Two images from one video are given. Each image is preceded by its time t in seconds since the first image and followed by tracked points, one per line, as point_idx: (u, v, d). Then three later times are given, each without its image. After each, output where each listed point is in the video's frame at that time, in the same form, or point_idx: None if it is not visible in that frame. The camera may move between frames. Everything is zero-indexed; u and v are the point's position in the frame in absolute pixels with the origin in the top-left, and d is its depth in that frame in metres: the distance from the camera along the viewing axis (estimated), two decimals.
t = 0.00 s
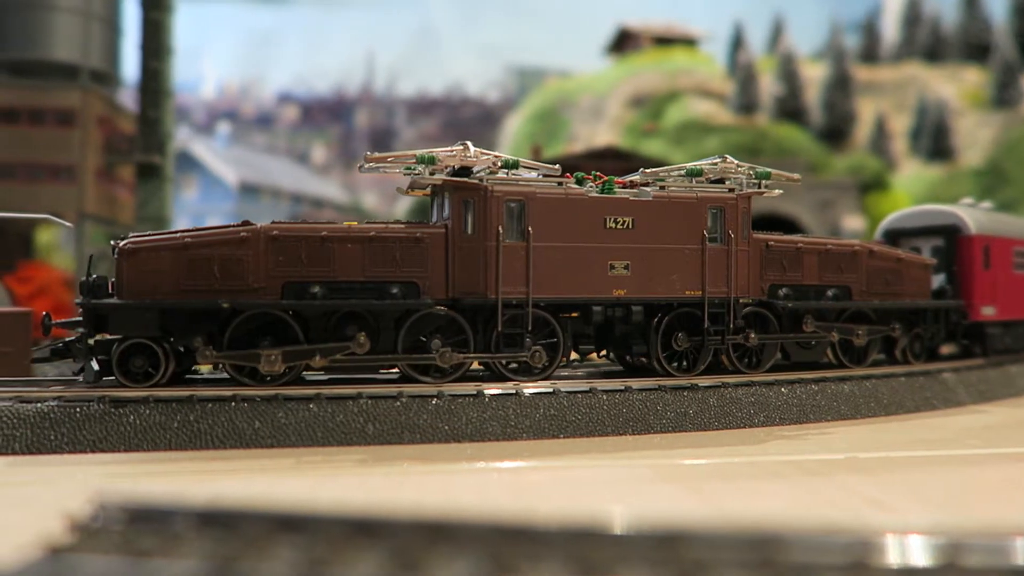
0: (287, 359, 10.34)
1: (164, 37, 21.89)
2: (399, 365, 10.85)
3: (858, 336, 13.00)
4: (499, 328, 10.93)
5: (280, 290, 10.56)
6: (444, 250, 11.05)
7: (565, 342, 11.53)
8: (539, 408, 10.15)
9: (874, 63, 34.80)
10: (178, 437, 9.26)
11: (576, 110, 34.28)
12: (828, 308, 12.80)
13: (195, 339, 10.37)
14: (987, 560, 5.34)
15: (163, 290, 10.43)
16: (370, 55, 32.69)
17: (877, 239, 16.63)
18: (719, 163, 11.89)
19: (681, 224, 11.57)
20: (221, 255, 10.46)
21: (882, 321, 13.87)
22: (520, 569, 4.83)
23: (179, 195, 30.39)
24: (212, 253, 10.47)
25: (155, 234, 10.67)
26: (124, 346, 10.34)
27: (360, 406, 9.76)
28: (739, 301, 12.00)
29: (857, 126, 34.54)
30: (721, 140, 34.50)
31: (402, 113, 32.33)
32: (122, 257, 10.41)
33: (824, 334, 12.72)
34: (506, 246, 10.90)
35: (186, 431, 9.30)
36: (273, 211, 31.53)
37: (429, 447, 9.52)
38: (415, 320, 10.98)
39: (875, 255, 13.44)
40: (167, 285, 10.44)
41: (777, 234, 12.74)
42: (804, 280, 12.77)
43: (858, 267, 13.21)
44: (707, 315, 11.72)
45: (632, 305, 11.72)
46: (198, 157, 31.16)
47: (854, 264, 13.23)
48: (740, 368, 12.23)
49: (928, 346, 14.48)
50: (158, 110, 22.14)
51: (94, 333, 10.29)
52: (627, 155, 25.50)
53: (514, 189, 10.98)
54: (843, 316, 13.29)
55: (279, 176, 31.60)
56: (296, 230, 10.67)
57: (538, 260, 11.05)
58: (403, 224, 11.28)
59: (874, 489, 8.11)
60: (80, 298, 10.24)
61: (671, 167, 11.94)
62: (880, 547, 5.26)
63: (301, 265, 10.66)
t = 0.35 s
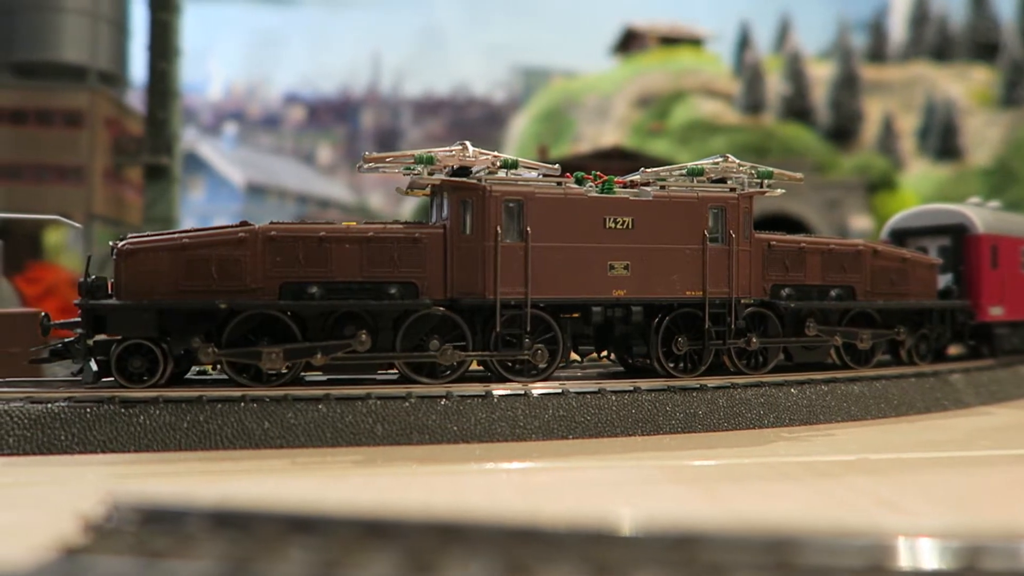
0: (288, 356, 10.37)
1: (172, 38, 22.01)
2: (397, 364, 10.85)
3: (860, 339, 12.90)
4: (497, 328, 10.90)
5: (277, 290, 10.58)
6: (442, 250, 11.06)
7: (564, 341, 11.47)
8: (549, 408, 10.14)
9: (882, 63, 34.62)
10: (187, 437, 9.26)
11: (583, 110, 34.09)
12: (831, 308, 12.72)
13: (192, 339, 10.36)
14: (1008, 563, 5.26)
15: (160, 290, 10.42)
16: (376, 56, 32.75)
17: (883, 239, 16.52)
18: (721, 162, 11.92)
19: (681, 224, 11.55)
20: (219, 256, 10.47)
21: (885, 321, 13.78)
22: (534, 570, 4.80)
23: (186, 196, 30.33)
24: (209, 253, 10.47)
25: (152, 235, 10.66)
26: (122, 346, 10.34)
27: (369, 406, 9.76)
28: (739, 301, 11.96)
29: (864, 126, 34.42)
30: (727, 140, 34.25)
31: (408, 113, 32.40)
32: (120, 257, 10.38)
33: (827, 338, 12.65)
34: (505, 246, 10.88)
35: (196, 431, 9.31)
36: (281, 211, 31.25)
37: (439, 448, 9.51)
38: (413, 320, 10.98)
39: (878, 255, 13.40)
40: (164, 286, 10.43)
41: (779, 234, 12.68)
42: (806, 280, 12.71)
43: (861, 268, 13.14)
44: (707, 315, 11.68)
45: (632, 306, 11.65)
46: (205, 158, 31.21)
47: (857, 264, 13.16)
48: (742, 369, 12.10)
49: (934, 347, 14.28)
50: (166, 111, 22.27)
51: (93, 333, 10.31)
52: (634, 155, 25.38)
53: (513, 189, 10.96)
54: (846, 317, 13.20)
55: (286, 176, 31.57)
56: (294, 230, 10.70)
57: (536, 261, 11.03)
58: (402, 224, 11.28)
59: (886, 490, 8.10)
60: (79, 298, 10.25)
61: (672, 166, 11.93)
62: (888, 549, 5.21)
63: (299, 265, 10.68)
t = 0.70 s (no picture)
0: (301, 353, 10.41)
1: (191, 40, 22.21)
2: (407, 362, 10.83)
3: (877, 343, 12.74)
4: (508, 327, 10.89)
5: (288, 290, 10.60)
6: (452, 249, 11.02)
7: (575, 342, 11.36)
8: (572, 408, 10.13)
9: (899, 60, 34.72)
10: (214, 437, 9.32)
11: (597, 110, 34.24)
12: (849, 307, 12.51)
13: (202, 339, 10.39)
14: None
15: (173, 291, 10.46)
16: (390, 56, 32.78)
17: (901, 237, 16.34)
18: (734, 160, 11.75)
19: (693, 223, 11.48)
20: (230, 256, 10.49)
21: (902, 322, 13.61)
22: (576, 570, 4.77)
23: (203, 197, 30.77)
24: (220, 253, 10.49)
25: (164, 236, 10.69)
26: (135, 346, 10.41)
27: (394, 406, 9.80)
28: (752, 301, 11.87)
29: (882, 124, 34.16)
30: (743, 139, 33.93)
31: (422, 113, 32.31)
32: (132, 258, 10.41)
33: (842, 343, 12.49)
34: (514, 246, 10.88)
35: (222, 430, 9.37)
36: (296, 212, 31.24)
37: (463, 448, 9.53)
38: (424, 320, 10.98)
39: (895, 254, 13.23)
40: (176, 287, 10.46)
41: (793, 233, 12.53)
42: (821, 279, 12.53)
43: (876, 267, 12.98)
44: (719, 315, 11.62)
45: (643, 305, 11.63)
46: (221, 160, 31.49)
47: (872, 263, 13.01)
48: (756, 370, 12.00)
49: (952, 347, 14.17)
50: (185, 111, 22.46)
51: (106, 333, 10.38)
52: (650, 155, 25.27)
53: (523, 189, 10.94)
54: (862, 316, 12.95)
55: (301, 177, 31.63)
56: (305, 230, 10.70)
57: (547, 260, 11.00)
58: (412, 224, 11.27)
59: (916, 491, 8.06)
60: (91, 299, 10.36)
61: (684, 165, 11.79)
62: (921, 550, 5.13)
63: (309, 264, 10.68)
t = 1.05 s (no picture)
0: (315, 348, 10.45)
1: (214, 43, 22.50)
2: (419, 362, 10.77)
3: (898, 348, 12.45)
4: (519, 328, 10.82)
5: (301, 291, 10.60)
6: (464, 250, 10.99)
7: (588, 342, 11.29)
8: (595, 409, 10.11)
9: (922, 59, 34.22)
10: (241, 437, 9.40)
11: (616, 110, 34.00)
12: (867, 308, 12.39)
13: (217, 339, 10.40)
14: None
15: (186, 292, 10.46)
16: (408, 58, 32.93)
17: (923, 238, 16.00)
18: (749, 159, 11.59)
19: (708, 223, 11.40)
20: (243, 257, 10.50)
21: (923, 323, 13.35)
22: (611, 570, 4.75)
23: (224, 200, 31.33)
24: (233, 255, 10.49)
25: (178, 237, 10.71)
26: (149, 346, 10.41)
27: (418, 406, 9.83)
28: (768, 301, 11.72)
29: (904, 123, 33.79)
30: (763, 139, 33.65)
31: (440, 114, 32.50)
32: (146, 259, 10.44)
33: (863, 349, 12.21)
34: (527, 246, 10.84)
35: (249, 430, 9.46)
36: (316, 214, 31.36)
37: (487, 448, 9.55)
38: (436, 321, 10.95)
39: (915, 254, 13.04)
40: (190, 288, 10.47)
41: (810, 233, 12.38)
42: (839, 280, 12.39)
43: (895, 268, 12.83)
44: (734, 316, 11.47)
45: (656, 306, 11.54)
46: (243, 162, 31.90)
47: (892, 264, 12.85)
48: (772, 371, 11.90)
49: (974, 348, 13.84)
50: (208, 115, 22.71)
51: (122, 333, 10.40)
52: (671, 155, 25.15)
53: (535, 189, 10.91)
54: (881, 317, 12.78)
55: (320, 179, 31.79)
56: (317, 231, 10.69)
57: (560, 261, 10.95)
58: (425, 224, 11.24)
59: (947, 493, 7.98)
60: (107, 300, 10.36)
61: (698, 164, 11.63)
62: (945, 554, 5.02)
63: (322, 265, 10.67)
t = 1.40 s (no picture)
0: (313, 342, 10.47)
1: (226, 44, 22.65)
2: (418, 361, 10.78)
3: (907, 352, 12.36)
4: (518, 329, 10.79)
5: (300, 290, 10.62)
6: (462, 251, 10.93)
7: (587, 342, 11.27)
8: (606, 409, 10.09)
9: (935, 57, 34.00)
10: (253, 436, 9.45)
11: (626, 109, 33.89)
12: (871, 308, 12.28)
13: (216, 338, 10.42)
14: None
15: (185, 292, 10.48)
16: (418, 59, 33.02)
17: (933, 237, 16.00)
18: (751, 158, 11.41)
19: (709, 223, 11.32)
20: (242, 257, 10.52)
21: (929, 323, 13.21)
22: (622, 570, 4.73)
23: (236, 200, 31.39)
24: (233, 255, 10.52)
25: (178, 237, 10.74)
26: (149, 346, 10.42)
27: (428, 406, 9.84)
28: (769, 301, 11.62)
29: (918, 122, 33.56)
30: (773, 139, 33.57)
31: (451, 115, 32.62)
32: (146, 260, 10.45)
33: (870, 352, 12.12)
34: (525, 246, 10.78)
35: (261, 429, 9.49)
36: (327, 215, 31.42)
37: (498, 448, 9.54)
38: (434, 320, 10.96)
39: (921, 253, 12.87)
40: (188, 288, 10.49)
41: (812, 232, 12.27)
42: (843, 279, 12.25)
43: (901, 267, 12.68)
44: (735, 316, 11.37)
45: (656, 306, 11.48)
46: (255, 163, 31.94)
47: (896, 264, 12.70)
48: (773, 372, 11.82)
49: (982, 349, 13.61)
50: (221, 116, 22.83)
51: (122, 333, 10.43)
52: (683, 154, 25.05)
53: (533, 188, 10.84)
54: (886, 317, 12.67)
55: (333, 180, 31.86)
56: (316, 231, 10.71)
57: (558, 260, 10.89)
58: (423, 224, 11.21)
59: (961, 494, 7.92)
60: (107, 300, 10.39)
61: (699, 163, 11.46)
62: (956, 555, 4.97)
63: (320, 265, 10.68)
